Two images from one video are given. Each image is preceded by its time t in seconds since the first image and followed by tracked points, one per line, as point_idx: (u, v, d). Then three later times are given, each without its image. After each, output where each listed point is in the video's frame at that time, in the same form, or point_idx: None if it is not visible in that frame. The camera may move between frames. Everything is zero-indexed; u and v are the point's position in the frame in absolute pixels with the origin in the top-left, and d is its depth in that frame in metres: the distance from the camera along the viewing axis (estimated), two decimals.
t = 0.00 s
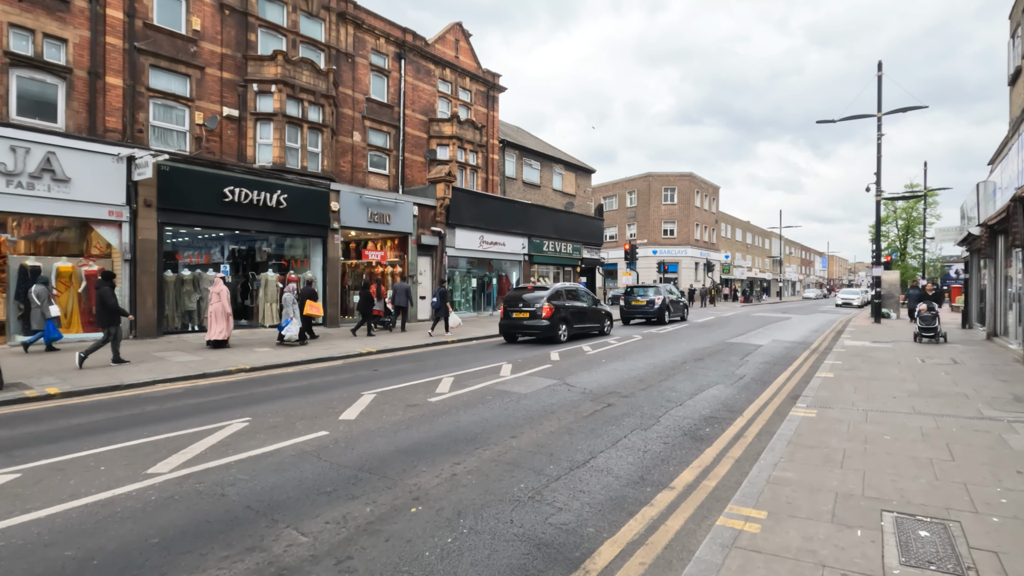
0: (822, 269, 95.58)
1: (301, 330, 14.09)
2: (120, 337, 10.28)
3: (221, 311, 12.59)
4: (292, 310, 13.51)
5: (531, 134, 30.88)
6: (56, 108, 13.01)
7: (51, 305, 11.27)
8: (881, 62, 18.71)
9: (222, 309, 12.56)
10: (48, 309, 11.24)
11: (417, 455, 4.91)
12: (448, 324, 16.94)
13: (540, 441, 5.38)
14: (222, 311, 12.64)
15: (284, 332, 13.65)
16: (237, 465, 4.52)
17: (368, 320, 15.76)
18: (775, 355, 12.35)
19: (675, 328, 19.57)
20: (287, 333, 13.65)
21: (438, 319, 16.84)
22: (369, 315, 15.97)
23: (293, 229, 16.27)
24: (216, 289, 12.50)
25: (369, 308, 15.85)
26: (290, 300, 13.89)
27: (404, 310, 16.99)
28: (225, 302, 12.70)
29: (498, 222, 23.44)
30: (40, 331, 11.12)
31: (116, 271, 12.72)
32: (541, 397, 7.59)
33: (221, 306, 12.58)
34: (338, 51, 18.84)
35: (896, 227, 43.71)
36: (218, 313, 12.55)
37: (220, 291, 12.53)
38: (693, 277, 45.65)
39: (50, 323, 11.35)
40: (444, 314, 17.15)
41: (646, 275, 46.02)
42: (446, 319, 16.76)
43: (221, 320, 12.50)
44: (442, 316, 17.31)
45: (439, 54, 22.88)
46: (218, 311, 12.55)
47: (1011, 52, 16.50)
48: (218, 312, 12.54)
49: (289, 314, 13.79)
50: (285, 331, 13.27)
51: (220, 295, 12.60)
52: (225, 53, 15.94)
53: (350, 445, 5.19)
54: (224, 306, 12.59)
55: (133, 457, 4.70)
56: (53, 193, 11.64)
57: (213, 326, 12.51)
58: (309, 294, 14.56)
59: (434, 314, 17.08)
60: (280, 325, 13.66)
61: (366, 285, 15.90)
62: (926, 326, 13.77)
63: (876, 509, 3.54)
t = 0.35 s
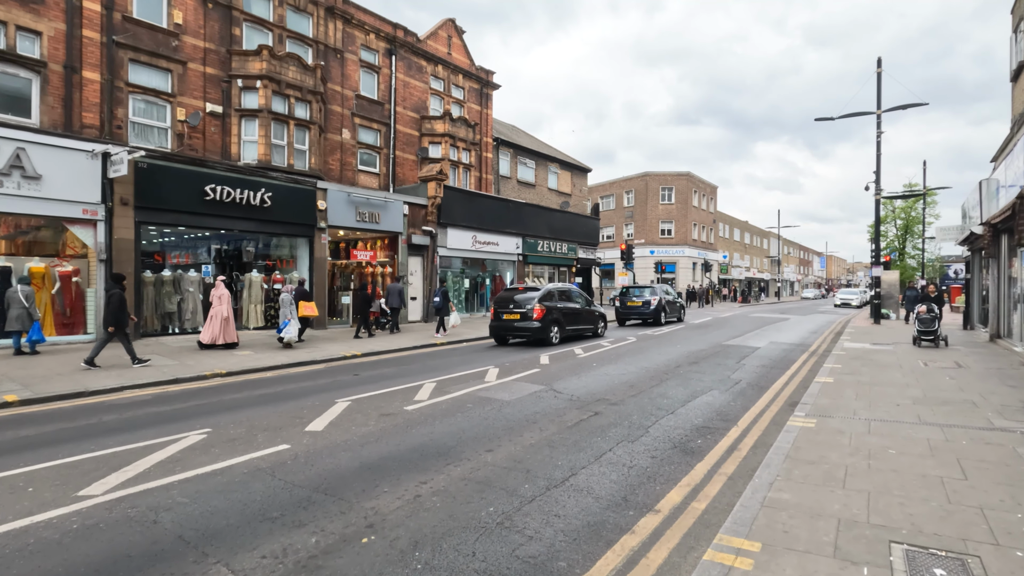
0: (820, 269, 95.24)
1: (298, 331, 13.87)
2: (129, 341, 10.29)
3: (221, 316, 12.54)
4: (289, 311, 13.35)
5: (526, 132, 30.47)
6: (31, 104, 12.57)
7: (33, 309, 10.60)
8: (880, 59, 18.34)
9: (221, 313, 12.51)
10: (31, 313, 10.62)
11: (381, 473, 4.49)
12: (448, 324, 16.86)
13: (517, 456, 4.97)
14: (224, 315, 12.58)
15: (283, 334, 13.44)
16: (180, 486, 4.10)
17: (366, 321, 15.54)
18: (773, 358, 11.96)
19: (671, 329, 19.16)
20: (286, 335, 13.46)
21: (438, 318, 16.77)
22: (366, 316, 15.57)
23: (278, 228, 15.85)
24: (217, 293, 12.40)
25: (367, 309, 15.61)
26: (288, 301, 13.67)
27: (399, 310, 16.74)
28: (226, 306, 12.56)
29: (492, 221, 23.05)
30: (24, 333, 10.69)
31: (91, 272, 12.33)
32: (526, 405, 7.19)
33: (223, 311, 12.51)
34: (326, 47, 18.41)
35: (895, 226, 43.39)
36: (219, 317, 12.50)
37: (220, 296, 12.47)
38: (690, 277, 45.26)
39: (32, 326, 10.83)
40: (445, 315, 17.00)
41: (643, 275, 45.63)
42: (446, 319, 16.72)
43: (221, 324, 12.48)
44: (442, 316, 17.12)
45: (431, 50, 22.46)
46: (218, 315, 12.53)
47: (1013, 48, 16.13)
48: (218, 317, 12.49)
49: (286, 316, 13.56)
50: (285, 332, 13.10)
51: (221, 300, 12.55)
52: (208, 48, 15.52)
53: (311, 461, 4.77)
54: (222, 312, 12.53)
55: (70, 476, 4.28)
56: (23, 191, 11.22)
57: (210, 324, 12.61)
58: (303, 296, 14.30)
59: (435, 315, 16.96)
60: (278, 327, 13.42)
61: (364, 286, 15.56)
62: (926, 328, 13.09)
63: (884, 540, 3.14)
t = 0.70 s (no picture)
0: (819, 269, 94.90)
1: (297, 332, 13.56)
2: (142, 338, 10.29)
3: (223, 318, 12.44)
4: (288, 311, 13.02)
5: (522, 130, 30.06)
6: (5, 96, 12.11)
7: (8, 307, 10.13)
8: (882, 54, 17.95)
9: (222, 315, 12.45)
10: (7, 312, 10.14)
11: (343, 489, 4.06)
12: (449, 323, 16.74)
13: (495, 469, 4.54)
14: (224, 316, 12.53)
15: (282, 335, 13.05)
16: (116, 506, 3.67)
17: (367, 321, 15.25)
18: (774, 360, 11.54)
19: (668, 330, 18.73)
20: (284, 336, 13.03)
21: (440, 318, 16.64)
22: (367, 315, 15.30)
23: (265, 226, 15.43)
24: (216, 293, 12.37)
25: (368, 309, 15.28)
26: (287, 300, 13.34)
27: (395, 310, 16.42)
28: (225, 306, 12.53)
29: (486, 219, 22.62)
30: None
31: (67, 272, 11.89)
32: (511, 410, 6.75)
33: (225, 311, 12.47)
34: (315, 41, 17.99)
35: (894, 226, 43.03)
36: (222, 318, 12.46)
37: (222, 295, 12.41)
38: (688, 277, 44.84)
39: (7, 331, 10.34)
40: (445, 314, 17.19)
41: (641, 275, 45.23)
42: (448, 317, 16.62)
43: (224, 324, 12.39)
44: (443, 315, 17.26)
45: (424, 46, 22.05)
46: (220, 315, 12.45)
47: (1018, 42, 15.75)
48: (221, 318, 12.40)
49: (286, 316, 13.25)
50: (285, 332, 12.73)
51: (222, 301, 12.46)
52: (192, 41, 15.10)
53: (269, 475, 4.34)
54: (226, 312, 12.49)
55: None
56: None
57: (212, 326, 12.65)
58: (301, 296, 14.02)
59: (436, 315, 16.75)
60: (276, 329, 12.93)
61: (365, 285, 15.38)
62: (927, 331, 12.35)
63: (907, 573, 2.73)
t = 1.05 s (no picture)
0: (818, 270, 94.64)
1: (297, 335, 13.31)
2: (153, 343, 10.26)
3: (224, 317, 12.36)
4: (287, 313, 12.78)
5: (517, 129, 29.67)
6: None
7: None
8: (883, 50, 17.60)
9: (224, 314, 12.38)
10: None
11: (296, 517, 3.64)
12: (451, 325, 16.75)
13: (468, 491, 4.13)
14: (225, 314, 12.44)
15: (279, 337, 12.83)
16: (35, 539, 3.26)
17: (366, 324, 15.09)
18: (773, 363, 11.16)
19: (665, 331, 18.33)
20: (282, 339, 12.78)
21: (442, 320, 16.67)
22: (366, 317, 15.16)
23: (249, 226, 15.01)
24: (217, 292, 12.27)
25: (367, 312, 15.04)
26: (284, 302, 13.05)
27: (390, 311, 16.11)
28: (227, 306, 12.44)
29: (480, 219, 22.22)
30: None
31: (40, 273, 11.45)
32: (494, 420, 6.35)
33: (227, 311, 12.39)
34: (303, 36, 17.57)
35: (893, 226, 42.72)
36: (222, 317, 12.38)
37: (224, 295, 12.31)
38: (686, 278, 44.50)
39: None
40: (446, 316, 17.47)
41: (638, 275, 44.86)
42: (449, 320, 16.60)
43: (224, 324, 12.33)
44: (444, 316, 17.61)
45: (417, 42, 21.64)
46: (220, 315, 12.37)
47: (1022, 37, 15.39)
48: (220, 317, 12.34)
49: (284, 318, 13.01)
50: (281, 335, 12.55)
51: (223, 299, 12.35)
52: (175, 35, 14.68)
53: (218, 499, 3.93)
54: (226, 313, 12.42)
55: None
56: None
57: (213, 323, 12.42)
58: (297, 299, 13.70)
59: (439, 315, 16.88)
60: (273, 330, 12.81)
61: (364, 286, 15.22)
62: (928, 334, 11.73)
63: None
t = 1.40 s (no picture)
0: (807, 270, 95.00)
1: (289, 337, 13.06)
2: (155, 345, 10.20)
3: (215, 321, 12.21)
4: (277, 315, 12.49)
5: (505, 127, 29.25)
6: None
7: None
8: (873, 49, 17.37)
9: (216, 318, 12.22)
10: None
11: (226, 550, 3.21)
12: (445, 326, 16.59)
13: (424, 517, 3.70)
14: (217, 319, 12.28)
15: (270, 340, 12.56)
16: None
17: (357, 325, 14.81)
18: (764, 367, 10.83)
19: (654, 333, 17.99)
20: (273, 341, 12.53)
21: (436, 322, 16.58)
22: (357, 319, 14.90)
23: (224, 225, 14.49)
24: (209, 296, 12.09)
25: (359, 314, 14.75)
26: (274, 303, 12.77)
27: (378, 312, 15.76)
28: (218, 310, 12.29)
29: (466, 219, 21.79)
30: None
31: None
32: (466, 431, 5.92)
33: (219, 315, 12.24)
34: (283, 29, 17.06)
35: (881, 227, 42.78)
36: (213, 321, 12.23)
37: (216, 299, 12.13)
38: (677, 278, 44.30)
39: None
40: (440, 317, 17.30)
41: (629, 276, 44.60)
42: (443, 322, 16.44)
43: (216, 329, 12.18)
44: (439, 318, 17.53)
45: (401, 38, 21.18)
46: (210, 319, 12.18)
47: (1012, 35, 15.20)
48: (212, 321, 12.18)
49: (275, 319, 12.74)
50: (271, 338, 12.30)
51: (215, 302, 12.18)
52: (146, 26, 14.15)
53: (140, 530, 3.47)
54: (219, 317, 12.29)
55: None
56: None
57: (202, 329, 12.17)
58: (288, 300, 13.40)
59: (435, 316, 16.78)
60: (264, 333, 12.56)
61: (354, 287, 15.08)
62: (919, 339, 11.21)
63: None
